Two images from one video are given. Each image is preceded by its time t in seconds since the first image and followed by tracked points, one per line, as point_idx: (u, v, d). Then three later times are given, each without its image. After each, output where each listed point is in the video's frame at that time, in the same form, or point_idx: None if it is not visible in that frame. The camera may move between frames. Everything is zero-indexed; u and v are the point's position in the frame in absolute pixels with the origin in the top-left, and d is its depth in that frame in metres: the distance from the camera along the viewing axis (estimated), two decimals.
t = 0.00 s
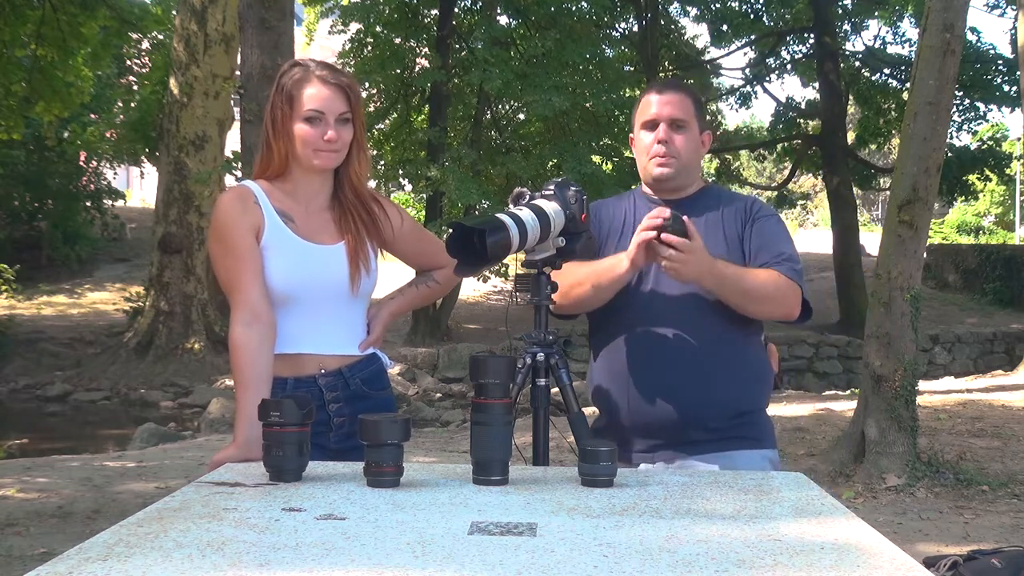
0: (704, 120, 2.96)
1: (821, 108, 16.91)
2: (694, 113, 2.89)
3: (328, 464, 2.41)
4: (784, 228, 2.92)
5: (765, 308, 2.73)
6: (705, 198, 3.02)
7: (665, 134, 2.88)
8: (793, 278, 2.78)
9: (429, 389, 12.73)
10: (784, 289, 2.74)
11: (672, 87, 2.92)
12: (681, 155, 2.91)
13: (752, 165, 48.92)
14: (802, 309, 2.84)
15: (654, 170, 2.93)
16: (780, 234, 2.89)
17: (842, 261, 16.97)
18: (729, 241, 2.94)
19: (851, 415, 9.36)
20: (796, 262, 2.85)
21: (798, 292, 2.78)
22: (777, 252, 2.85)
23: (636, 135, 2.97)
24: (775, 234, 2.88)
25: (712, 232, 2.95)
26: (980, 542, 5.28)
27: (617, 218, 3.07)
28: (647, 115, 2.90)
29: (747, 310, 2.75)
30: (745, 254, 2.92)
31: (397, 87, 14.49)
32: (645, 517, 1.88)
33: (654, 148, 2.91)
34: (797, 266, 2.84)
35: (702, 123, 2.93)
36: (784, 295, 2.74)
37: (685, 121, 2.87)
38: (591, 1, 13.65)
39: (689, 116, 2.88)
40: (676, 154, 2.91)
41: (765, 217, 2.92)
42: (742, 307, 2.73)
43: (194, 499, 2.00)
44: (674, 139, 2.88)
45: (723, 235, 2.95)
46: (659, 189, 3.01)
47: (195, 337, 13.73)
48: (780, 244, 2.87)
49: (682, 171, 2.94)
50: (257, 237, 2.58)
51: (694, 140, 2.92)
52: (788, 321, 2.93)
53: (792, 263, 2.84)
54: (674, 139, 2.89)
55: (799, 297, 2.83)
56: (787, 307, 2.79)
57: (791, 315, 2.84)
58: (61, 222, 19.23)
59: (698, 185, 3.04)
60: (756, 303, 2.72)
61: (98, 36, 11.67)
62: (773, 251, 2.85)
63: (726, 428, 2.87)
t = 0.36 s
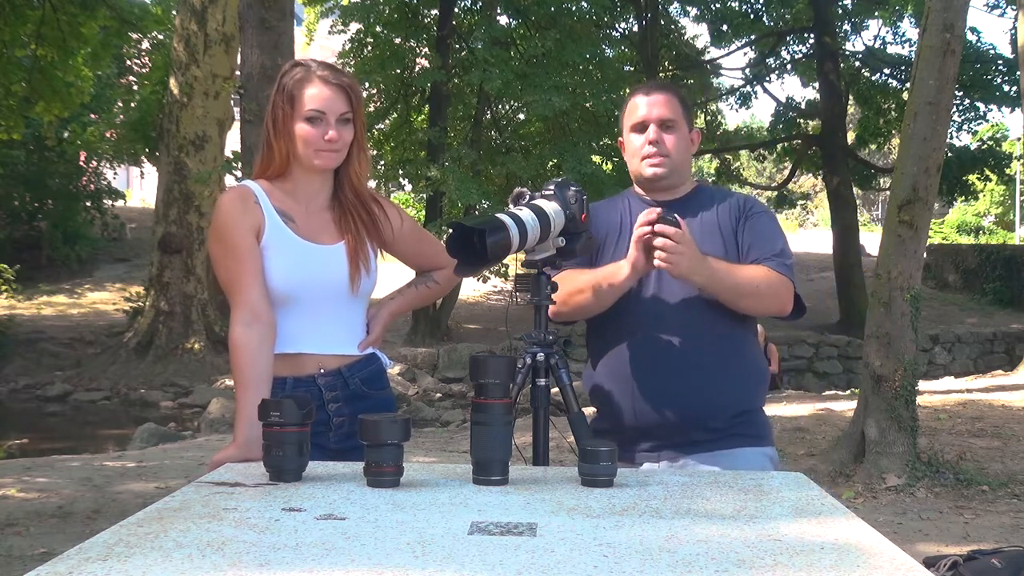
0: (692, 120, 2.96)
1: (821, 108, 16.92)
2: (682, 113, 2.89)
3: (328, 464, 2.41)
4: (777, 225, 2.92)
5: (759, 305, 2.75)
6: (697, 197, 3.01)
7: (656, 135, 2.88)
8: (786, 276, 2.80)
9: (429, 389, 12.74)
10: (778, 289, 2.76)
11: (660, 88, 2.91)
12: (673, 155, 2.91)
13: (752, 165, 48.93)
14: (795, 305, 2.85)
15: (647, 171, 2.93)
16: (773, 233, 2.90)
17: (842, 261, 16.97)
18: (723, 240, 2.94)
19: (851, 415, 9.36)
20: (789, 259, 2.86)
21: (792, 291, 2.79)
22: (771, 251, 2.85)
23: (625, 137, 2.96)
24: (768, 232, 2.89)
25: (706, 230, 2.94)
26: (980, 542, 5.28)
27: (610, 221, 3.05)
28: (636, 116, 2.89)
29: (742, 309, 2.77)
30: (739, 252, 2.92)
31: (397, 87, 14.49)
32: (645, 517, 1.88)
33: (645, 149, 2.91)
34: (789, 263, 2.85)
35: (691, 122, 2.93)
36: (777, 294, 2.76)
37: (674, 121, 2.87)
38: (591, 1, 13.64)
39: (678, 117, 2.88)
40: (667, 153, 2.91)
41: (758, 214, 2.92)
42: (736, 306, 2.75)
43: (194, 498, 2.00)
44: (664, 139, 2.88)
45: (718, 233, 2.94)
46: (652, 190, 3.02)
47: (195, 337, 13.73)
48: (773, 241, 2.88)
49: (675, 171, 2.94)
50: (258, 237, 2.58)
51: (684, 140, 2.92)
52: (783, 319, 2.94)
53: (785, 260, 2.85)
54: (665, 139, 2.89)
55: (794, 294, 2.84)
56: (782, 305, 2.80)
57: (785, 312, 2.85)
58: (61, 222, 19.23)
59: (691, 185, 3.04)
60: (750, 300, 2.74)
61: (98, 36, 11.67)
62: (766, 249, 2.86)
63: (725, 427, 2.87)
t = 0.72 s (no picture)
0: (684, 122, 2.96)
1: (821, 108, 16.92)
2: (674, 116, 2.89)
3: (328, 464, 2.41)
4: (772, 223, 2.92)
5: (758, 304, 2.75)
6: (691, 197, 3.01)
7: (649, 139, 2.88)
8: (783, 274, 2.80)
9: (429, 389, 12.74)
10: (777, 287, 2.77)
11: (650, 92, 2.91)
12: (667, 159, 2.91)
13: (752, 165, 48.92)
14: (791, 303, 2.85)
15: (640, 177, 2.94)
16: (768, 231, 2.90)
17: (842, 261, 16.97)
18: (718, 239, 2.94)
19: (851, 415, 9.36)
20: (785, 257, 2.87)
21: (788, 289, 2.80)
22: (767, 250, 2.85)
23: (618, 142, 2.96)
24: (763, 230, 2.89)
25: (702, 229, 2.95)
26: (980, 542, 5.28)
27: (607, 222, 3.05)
28: (628, 121, 2.90)
29: (740, 307, 2.76)
30: (734, 252, 2.92)
31: (397, 87, 14.49)
32: (645, 517, 1.88)
33: (638, 153, 2.91)
34: (785, 261, 2.85)
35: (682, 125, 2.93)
36: (775, 292, 2.76)
37: (667, 124, 2.87)
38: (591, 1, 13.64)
39: (670, 120, 2.88)
40: (661, 158, 2.91)
41: (753, 213, 2.92)
42: (735, 305, 2.75)
43: (194, 499, 2.00)
44: (658, 144, 2.88)
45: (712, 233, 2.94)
46: (646, 193, 3.02)
47: (195, 337, 13.72)
48: (769, 240, 2.88)
49: (668, 175, 2.95)
50: (258, 237, 2.58)
51: (676, 143, 2.92)
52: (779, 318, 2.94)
53: (781, 258, 2.85)
54: (658, 144, 2.89)
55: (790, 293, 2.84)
56: (779, 304, 2.80)
57: (782, 311, 2.86)
58: (61, 222, 19.23)
59: (686, 185, 3.04)
60: (749, 298, 2.73)
61: (98, 36, 11.67)
62: (763, 247, 2.86)
63: (724, 426, 2.87)
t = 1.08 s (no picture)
0: (684, 126, 2.94)
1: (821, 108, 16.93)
2: (674, 123, 2.87)
3: (328, 464, 2.41)
4: (768, 224, 2.92)
5: (755, 307, 2.75)
6: (688, 199, 3.01)
7: (648, 149, 2.87)
8: (779, 277, 2.80)
9: (429, 389, 12.74)
10: (773, 290, 2.76)
11: (650, 97, 2.87)
12: (666, 168, 2.91)
13: (752, 165, 48.91)
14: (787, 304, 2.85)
15: (639, 185, 2.94)
16: (765, 233, 2.89)
17: (842, 261, 16.97)
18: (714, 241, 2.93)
19: (852, 415, 9.36)
20: (780, 258, 2.86)
21: (784, 291, 2.80)
22: (763, 251, 2.85)
23: (617, 146, 2.95)
24: (760, 231, 2.88)
25: (698, 232, 2.95)
26: (980, 542, 5.28)
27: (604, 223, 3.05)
28: (627, 129, 2.87)
29: (737, 311, 2.76)
30: (731, 254, 2.92)
31: (397, 87, 14.49)
32: (645, 517, 1.88)
33: (637, 162, 2.90)
34: (781, 264, 2.85)
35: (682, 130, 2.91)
36: (771, 295, 2.76)
37: (668, 133, 2.85)
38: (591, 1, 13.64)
39: (670, 128, 2.86)
40: (659, 167, 2.90)
41: (749, 214, 2.92)
42: (733, 310, 2.75)
43: (194, 499, 2.00)
44: (658, 154, 2.87)
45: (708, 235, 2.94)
46: (644, 198, 3.02)
47: (195, 337, 13.71)
48: (765, 241, 2.87)
49: (666, 182, 2.94)
50: (263, 237, 2.58)
51: (675, 150, 2.90)
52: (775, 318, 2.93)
53: (777, 260, 2.84)
54: (658, 154, 2.88)
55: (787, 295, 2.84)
56: (776, 305, 2.80)
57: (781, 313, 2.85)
58: (61, 222, 19.23)
59: (684, 186, 3.04)
60: (746, 303, 2.73)
61: (98, 36, 11.67)
62: (759, 249, 2.86)
63: (721, 426, 2.87)
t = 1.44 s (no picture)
0: (684, 126, 2.96)
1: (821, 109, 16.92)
2: (673, 122, 2.89)
3: (328, 464, 2.41)
4: (768, 228, 2.91)
5: (754, 314, 2.75)
6: (688, 201, 2.99)
7: (649, 147, 2.88)
8: (779, 283, 2.80)
9: (429, 389, 12.75)
10: (771, 296, 2.76)
11: (650, 96, 2.90)
12: (666, 167, 2.91)
13: (753, 165, 48.91)
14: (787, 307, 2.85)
15: (640, 185, 2.94)
16: (766, 235, 2.88)
17: (842, 261, 16.96)
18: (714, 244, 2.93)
19: (852, 415, 9.36)
20: (781, 263, 2.85)
21: (784, 297, 2.80)
22: (764, 254, 2.84)
23: (617, 148, 2.96)
24: (759, 236, 2.87)
25: (697, 236, 2.94)
26: (980, 542, 5.28)
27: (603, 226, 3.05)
28: (628, 129, 2.89)
29: (733, 319, 2.76)
30: (730, 258, 2.92)
31: (397, 87, 14.48)
32: (645, 517, 1.88)
33: (638, 162, 2.91)
34: (781, 268, 2.84)
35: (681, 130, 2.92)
36: (769, 302, 2.76)
37: (668, 133, 2.87)
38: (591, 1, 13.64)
39: (670, 126, 2.88)
40: (660, 167, 2.91)
41: (748, 218, 2.90)
42: (732, 318, 2.75)
43: (194, 499, 2.00)
44: (658, 153, 2.88)
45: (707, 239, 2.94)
46: (645, 200, 3.01)
47: (195, 337, 13.71)
48: (764, 245, 2.86)
49: (667, 183, 2.94)
50: (263, 236, 2.58)
51: (675, 150, 2.91)
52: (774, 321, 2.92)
53: (776, 266, 2.83)
54: (658, 153, 2.89)
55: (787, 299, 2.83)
56: (776, 310, 2.79)
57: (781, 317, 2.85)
58: (61, 222, 19.24)
59: (684, 188, 3.04)
60: (744, 312, 2.73)
61: (98, 36, 11.67)
62: (758, 253, 2.85)
63: (719, 427, 2.87)
